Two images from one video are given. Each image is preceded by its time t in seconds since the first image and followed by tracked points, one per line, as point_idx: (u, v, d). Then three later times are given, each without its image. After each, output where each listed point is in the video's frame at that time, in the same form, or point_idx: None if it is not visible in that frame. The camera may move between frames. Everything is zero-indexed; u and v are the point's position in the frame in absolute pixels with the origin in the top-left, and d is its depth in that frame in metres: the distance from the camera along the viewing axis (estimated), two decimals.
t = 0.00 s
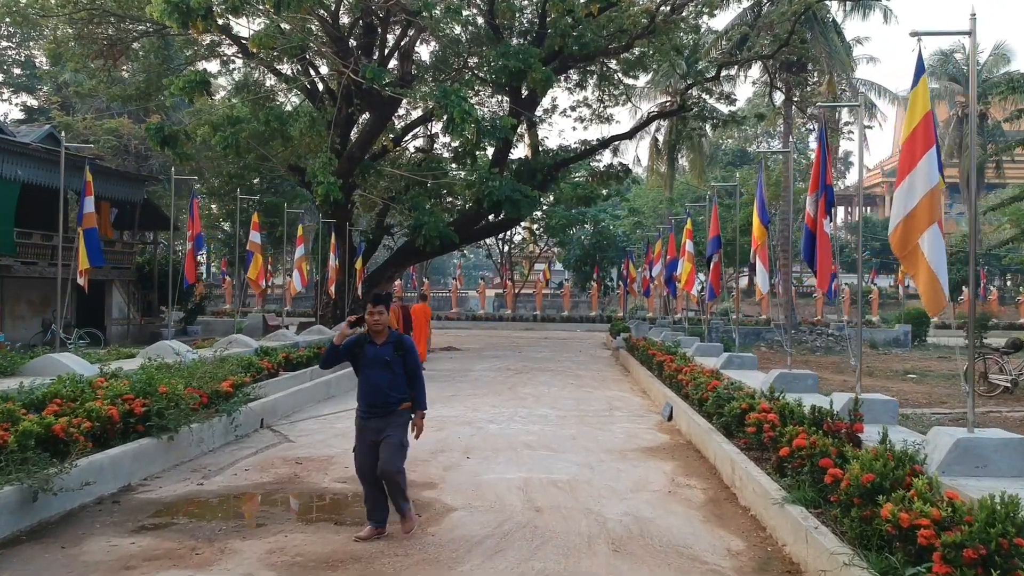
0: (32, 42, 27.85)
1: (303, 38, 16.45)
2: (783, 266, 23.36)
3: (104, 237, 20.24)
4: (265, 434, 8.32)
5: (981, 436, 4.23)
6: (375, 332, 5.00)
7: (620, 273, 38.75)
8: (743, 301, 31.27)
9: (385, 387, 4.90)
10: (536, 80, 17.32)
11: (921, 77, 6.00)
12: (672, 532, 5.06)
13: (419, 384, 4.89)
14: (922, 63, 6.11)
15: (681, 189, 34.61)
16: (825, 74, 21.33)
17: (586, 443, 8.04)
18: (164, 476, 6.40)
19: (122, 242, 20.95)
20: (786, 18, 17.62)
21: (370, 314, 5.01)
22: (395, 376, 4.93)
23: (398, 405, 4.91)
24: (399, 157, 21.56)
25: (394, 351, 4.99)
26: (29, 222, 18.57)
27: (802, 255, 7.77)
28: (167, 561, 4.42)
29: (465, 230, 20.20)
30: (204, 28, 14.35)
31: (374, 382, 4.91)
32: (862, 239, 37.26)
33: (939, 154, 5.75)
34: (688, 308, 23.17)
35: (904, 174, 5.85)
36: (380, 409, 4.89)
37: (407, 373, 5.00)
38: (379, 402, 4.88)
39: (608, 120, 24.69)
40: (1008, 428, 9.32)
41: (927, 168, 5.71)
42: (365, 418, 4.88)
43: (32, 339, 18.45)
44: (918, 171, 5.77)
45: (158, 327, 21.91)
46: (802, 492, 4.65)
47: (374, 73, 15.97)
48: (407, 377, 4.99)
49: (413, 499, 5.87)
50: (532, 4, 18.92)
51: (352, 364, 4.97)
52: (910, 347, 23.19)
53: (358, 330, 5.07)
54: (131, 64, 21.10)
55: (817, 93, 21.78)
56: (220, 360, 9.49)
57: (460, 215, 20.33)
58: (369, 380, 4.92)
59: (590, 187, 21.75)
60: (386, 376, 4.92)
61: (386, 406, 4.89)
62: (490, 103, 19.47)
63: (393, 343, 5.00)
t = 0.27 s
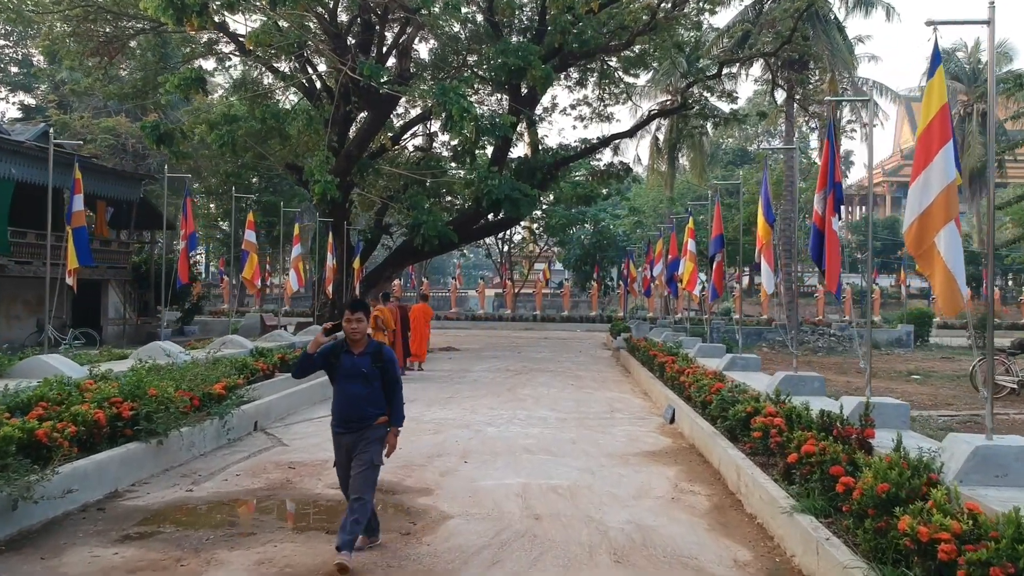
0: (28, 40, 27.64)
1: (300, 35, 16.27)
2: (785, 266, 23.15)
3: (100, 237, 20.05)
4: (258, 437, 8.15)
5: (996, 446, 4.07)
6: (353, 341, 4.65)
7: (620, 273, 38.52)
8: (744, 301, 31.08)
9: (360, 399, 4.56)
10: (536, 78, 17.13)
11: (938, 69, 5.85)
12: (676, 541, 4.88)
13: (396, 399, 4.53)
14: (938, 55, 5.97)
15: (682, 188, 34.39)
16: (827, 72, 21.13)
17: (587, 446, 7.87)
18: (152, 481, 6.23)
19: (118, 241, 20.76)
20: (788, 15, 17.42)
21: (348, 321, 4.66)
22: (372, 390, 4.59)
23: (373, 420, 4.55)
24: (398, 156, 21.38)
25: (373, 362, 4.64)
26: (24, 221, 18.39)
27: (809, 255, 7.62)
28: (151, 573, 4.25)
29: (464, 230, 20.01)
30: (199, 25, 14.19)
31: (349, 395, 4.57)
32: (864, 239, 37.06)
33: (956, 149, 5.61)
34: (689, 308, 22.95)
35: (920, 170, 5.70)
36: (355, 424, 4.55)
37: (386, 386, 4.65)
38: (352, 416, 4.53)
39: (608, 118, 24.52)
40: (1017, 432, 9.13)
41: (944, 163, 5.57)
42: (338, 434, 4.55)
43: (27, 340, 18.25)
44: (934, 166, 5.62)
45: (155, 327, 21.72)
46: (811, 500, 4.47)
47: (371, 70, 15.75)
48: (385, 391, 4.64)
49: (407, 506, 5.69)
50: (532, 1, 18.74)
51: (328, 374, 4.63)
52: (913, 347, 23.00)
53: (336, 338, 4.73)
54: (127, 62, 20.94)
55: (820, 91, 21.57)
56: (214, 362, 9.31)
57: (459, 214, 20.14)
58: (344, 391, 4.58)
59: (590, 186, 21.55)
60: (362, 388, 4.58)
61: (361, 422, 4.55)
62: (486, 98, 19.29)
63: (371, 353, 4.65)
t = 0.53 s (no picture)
0: (24, 38, 27.42)
1: (297, 33, 16.08)
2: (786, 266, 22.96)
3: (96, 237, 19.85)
4: (252, 441, 7.98)
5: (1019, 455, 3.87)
6: (330, 343, 4.24)
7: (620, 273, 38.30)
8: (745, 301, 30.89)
9: (333, 408, 4.19)
10: (536, 76, 16.93)
11: (958, 59, 5.65)
12: (681, 552, 4.70)
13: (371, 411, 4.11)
14: (956, 44, 5.76)
15: (683, 187, 34.17)
16: (829, 70, 20.89)
17: (588, 451, 7.68)
18: (140, 488, 6.04)
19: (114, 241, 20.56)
20: (791, 12, 17.22)
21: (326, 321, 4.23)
22: (346, 397, 4.20)
23: (345, 431, 4.18)
24: (396, 154, 21.19)
25: (350, 368, 4.22)
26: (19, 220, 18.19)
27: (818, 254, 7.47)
28: None
29: (462, 229, 19.82)
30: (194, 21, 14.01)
31: (322, 401, 4.21)
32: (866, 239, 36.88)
33: (976, 144, 5.42)
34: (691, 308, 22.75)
35: (938, 166, 5.52)
36: (327, 432, 4.19)
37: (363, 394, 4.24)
38: (323, 425, 4.17)
39: (608, 117, 24.34)
40: None
41: (963, 160, 5.38)
42: (309, 442, 4.20)
43: (22, 340, 18.07)
44: (952, 162, 5.44)
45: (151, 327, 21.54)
46: (822, 510, 4.27)
47: (369, 68, 15.49)
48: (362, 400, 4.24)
49: (402, 514, 5.50)
50: None
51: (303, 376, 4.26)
52: (915, 348, 22.82)
53: (315, 337, 4.32)
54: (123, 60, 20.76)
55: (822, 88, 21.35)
56: (208, 366, 9.13)
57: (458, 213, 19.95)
58: (317, 397, 4.22)
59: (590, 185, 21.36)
60: (336, 395, 4.20)
61: (333, 431, 4.19)
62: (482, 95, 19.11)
63: (349, 357, 4.24)
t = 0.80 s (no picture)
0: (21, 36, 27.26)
1: (293, 29, 15.88)
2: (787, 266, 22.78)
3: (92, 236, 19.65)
4: (245, 445, 7.79)
5: None
6: (297, 349, 3.73)
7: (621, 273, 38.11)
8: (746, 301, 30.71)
9: (299, 422, 3.65)
10: (536, 73, 16.74)
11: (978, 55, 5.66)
12: (687, 564, 4.50)
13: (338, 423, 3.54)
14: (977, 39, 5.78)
15: (684, 187, 34.00)
16: (832, 68, 20.68)
17: (589, 455, 7.49)
18: (126, 496, 5.84)
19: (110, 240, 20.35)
20: (793, 9, 17.04)
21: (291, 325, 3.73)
22: (315, 410, 3.66)
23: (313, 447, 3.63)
24: (395, 153, 21.01)
25: (319, 377, 3.69)
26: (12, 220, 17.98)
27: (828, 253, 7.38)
28: None
29: (462, 228, 19.63)
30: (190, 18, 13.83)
31: (288, 414, 3.67)
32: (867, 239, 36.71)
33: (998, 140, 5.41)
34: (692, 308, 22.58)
35: (958, 162, 5.53)
36: (294, 449, 3.64)
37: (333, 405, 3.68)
38: (289, 440, 3.63)
39: (609, 116, 24.19)
40: None
41: (985, 156, 5.37)
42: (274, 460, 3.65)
43: (16, 340, 17.89)
44: (973, 157, 5.46)
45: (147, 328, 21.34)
46: (834, 522, 4.08)
47: (367, 65, 15.20)
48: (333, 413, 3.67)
49: (397, 523, 5.30)
50: None
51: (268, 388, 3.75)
52: (918, 348, 22.65)
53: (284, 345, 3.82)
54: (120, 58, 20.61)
55: (825, 87, 21.18)
56: (201, 369, 8.93)
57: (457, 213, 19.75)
58: (283, 410, 3.69)
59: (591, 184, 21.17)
60: (303, 407, 3.66)
61: (301, 447, 3.64)
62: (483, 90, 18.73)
63: (317, 364, 3.70)
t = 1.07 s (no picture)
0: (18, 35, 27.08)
1: (290, 26, 15.68)
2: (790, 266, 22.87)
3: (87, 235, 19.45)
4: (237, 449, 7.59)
5: None
6: (242, 362, 3.34)
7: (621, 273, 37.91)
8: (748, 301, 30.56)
9: (249, 442, 3.28)
10: (536, 70, 16.52)
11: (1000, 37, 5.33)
12: None
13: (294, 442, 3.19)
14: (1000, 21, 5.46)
15: (685, 186, 33.81)
16: (835, 65, 20.48)
17: (591, 459, 7.30)
18: (112, 503, 5.65)
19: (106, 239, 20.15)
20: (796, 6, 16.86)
21: (231, 334, 3.32)
22: (265, 428, 3.28)
23: (264, 470, 3.26)
24: (393, 152, 20.81)
25: (266, 391, 3.30)
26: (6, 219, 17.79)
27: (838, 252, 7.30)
28: None
29: (461, 228, 19.42)
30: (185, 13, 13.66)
31: (235, 433, 3.29)
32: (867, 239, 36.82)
33: None
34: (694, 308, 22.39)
35: (982, 154, 5.21)
36: (244, 472, 3.27)
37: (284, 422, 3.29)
38: (239, 464, 3.27)
39: (609, 114, 24.03)
40: None
41: (1012, 148, 5.08)
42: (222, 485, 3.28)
43: (11, 340, 17.72)
44: (1000, 149, 5.13)
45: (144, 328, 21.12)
46: (849, 533, 3.88)
47: (364, 61, 14.96)
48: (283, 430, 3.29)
49: (391, 532, 5.11)
50: None
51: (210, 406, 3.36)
52: (921, 349, 22.52)
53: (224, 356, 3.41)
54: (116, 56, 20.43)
55: (828, 84, 20.99)
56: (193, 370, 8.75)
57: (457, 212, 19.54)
58: (228, 428, 3.31)
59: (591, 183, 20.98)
60: (251, 425, 3.28)
61: (251, 470, 3.27)
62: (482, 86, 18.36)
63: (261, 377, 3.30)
